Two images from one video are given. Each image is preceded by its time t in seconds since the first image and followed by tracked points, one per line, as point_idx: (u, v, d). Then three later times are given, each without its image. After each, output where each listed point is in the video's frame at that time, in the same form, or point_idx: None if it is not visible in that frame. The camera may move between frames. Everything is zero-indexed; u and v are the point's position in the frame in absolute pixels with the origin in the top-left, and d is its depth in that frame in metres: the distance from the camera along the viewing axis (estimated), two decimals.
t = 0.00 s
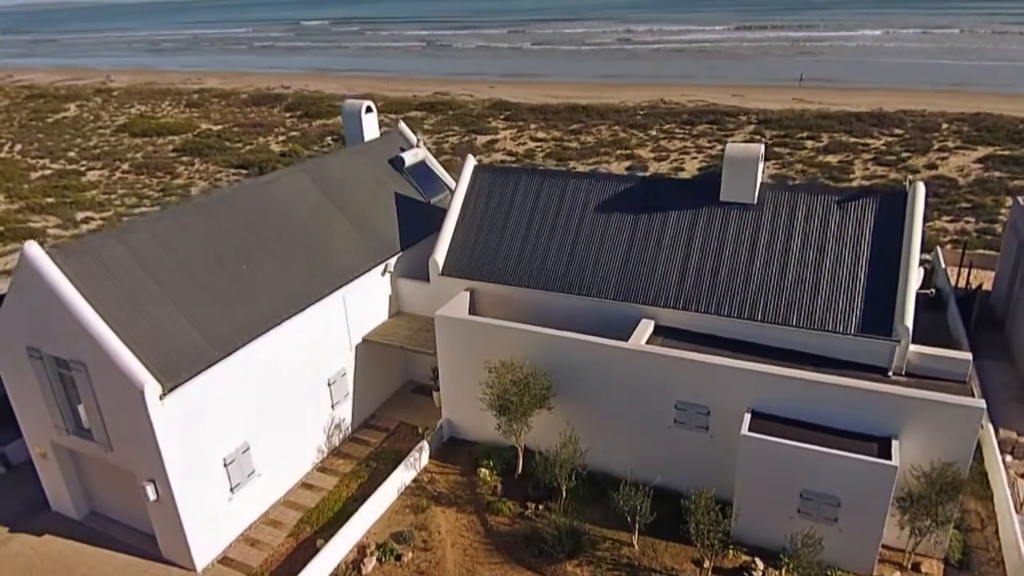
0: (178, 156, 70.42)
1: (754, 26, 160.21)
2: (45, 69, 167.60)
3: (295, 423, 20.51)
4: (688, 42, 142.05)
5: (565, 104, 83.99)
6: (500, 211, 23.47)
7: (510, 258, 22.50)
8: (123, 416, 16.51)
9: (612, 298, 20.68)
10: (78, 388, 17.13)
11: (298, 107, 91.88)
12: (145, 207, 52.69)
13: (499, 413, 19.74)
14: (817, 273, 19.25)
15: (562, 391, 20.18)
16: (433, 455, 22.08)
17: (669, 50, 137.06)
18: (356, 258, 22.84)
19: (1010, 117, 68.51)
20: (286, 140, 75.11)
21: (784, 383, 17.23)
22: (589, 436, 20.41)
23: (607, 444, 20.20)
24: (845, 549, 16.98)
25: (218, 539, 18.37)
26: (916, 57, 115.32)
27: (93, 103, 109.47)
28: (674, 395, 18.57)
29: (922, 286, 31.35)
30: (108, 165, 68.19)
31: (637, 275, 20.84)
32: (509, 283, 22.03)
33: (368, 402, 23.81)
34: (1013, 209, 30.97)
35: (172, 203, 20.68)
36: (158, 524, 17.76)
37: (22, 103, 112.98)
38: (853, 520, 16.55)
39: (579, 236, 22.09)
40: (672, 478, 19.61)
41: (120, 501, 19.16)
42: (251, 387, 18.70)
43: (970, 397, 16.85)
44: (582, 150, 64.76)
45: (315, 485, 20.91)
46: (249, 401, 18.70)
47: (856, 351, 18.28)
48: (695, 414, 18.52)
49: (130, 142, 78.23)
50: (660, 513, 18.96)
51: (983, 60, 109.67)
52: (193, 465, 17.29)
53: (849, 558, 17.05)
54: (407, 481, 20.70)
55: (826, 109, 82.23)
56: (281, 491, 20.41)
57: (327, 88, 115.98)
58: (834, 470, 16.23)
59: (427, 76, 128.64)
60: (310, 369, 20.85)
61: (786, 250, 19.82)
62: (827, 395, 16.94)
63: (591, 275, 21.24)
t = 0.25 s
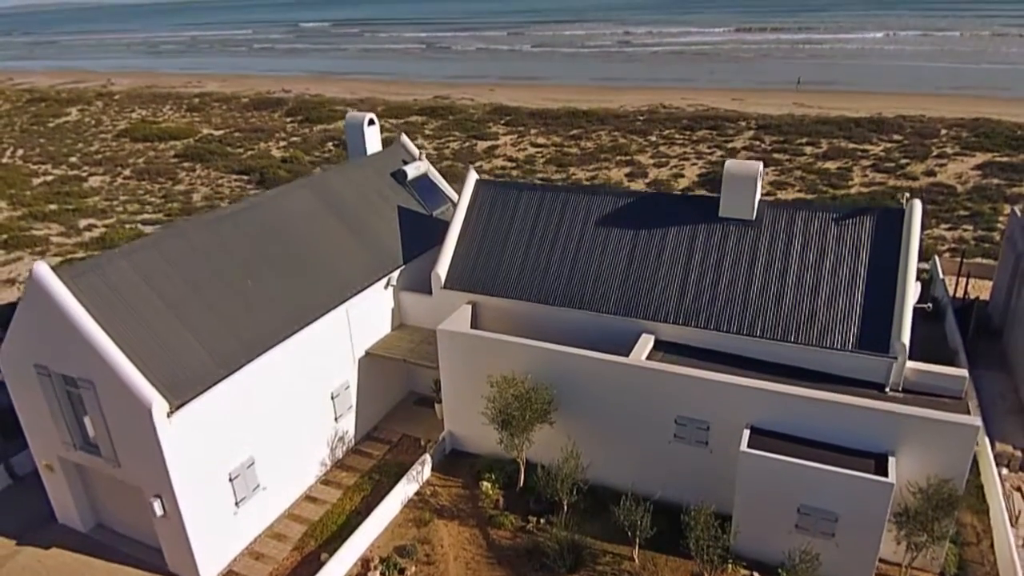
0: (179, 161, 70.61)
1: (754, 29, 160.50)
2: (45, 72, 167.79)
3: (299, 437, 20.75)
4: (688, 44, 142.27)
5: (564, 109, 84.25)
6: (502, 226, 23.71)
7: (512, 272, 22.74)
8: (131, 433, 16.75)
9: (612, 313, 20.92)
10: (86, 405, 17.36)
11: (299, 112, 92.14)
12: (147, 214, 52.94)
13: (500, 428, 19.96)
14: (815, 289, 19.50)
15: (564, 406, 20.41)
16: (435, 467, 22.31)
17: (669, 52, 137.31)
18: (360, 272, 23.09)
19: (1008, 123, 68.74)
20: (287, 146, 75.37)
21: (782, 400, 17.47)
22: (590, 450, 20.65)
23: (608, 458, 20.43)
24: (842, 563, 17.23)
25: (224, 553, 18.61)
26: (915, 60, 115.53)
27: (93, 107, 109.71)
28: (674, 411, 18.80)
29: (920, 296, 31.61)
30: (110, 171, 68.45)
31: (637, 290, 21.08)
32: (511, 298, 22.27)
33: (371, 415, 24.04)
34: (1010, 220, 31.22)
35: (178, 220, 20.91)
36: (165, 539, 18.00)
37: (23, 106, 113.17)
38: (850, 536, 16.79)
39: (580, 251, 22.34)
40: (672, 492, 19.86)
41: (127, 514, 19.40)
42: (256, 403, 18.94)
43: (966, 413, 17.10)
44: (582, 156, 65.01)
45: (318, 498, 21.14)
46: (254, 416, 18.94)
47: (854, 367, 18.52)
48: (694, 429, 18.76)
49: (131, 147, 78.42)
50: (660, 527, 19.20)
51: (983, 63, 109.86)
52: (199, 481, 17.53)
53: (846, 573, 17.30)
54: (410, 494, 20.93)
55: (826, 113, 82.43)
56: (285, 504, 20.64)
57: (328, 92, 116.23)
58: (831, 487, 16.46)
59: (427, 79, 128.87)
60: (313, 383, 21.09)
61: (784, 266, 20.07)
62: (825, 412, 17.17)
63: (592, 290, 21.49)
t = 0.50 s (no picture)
0: (181, 166, 70.89)
1: (754, 31, 160.74)
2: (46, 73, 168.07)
3: (303, 449, 20.99)
4: (688, 46, 142.38)
5: (565, 112, 84.50)
6: (504, 239, 23.95)
7: (514, 285, 22.98)
8: (138, 448, 17.00)
9: (613, 327, 21.17)
10: (94, 420, 17.61)
11: (300, 115, 92.42)
12: (150, 220, 53.24)
13: (502, 441, 20.19)
14: (813, 305, 19.74)
15: (565, 419, 20.65)
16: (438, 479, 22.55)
17: (669, 54, 137.56)
18: (363, 285, 23.32)
19: (1007, 127, 68.90)
20: (289, 150, 75.64)
21: (781, 415, 17.71)
22: (591, 463, 20.90)
23: (609, 471, 20.68)
24: None
25: (230, 566, 18.86)
26: (914, 63, 115.70)
27: (95, 109, 110.02)
28: (674, 425, 19.04)
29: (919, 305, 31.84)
30: (112, 176, 68.77)
31: (638, 304, 21.32)
32: (513, 311, 22.50)
33: (374, 426, 24.29)
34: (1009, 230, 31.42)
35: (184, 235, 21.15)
36: (172, 552, 18.25)
37: (25, 109, 113.49)
38: (848, 550, 17.04)
39: (581, 265, 22.57)
40: (673, 505, 20.11)
41: (134, 527, 19.65)
42: (262, 417, 19.18)
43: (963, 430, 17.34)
44: (583, 161, 65.28)
45: (322, 510, 21.39)
46: (260, 430, 19.18)
47: (852, 382, 18.76)
48: (694, 443, 19.01)
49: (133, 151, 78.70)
50: (661, 540, 19.45)
51: (983, 65, 109.97)
52: (206, 495, 17.77)
53: None
54: (413, 506, 21.17)
55: (826, 117, 82.58)
56: (290, 516, 20.89)
57: (329, 94, 116.46)
58: (829, 502, 16.71)
59: (428, 81, 129.12)
60: (318, 396, 21.33)
61: (783, 281, 20.32)
62: (823, 428, 17.41)
63: (593, 304, 21.73)
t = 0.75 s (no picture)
0: (183, 172, 71.10)
1: (754, 34, 160.94)
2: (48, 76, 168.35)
3: (307, 464, 21.22)
4: (689, 49, 142.41)
5: (566, 118, 84.72)
6: (506, 254, 24.19)
7: (516, 301, 23.21)
8: (146, 466, 17.23)
9: (614, 343, 21.40)
10: (102, 438, 17.83)
11: (302, 120, 92.66)
12: (153, 227, 53.46)
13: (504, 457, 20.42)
14: (812, 322, 19.98)
15: (567, 434, 20.87)
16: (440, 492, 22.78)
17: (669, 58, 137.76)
18: (367, 300, 23.56)
19: (1007, 133, 69.08)
20: (290, 155, 75.87)
21: (780, 433, 17.94)
22: (592, 477, 21.13)
23: (610, 486, 20.91)
24: None
25: None
26: (914, 66, 115.85)
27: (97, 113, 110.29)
28: (674, 441, 19.27)
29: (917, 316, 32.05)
30: (114, 182, 69.01)
31: (639, 320, 21.56)
32: (515, 326, 22.74)
33: (377, 439, 24.53)
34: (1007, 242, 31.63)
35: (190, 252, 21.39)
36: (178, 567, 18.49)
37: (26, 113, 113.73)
38: (845, 567, 17.27)
39: (583, 281, 22.80)
40: (674, 519, 20.36)
41: (140, 541, 19.88)
42: (267, 433, 19.41)
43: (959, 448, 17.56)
44: (583, 167, 65.50)
45: (326, 524, 21.62)
46: (265, 446, 19.41)
47: (850, 399, 19.00)
48: (694, 459, 19.24)
49: (135, 157, 78.95)
50: (661, 555, 19.69)
51: (983, 69, 110.13)
52: (212, 512, 17.99)
53: None
54: (416, 521, 21.40)
55: (826, 122, 82.75)
56: (294, 530, 21.13)
57: (330, 98, 116.69)
58: (827, 520, 16.93)
59: (429, 84, 129.34)
60: (322, 411, 21.56)
61: (783, 298, 20.55)
62: (821, 446, 17.64)
63: (594, 319, 21.97)
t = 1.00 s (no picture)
0: (185, 177, 71.33)
1: (754, 36, 161.13)
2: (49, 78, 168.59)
3: (311, 476, 21.45)
4: (689, 52, 142.60)
5: (567, 122, 84.91)
6: (508, 268, 24.41)
7: (518, 314, 23.43)
8: (153, 482, 17.46)
9: (615, 357, 21.63)
10: (109, 454, 18.06)
11: (303, 125, 92.89)
12: (155, 234, 53.67)
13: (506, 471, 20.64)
14: (810, 338, 20.21)
15: (568, 448, 21.09)
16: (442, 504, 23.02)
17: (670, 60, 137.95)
18: (370, 313, 23.79)
19: (1006, 139, 69.22)
20: (292, 160, 76.13)
21: (778, 449, 18.16)
22: (593, 491, 21.37)
23: (611, 499, 21.14)
24: None
25: None
26: (914, 70, 116.01)
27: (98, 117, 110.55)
28: (674, 456, 19.50)
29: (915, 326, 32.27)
30: (116, 187, 69.28)
31: (639, 335, 21.78)
32: (516, 340, 22.97)
33: (379, 450, 24.76)
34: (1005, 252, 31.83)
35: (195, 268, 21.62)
36: None
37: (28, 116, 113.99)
38: None
39: (584, 295, 23.02)
40: (674, 533, 20.60)
41: (146, 554, 20.11)
42: (271, 448, 19.64)
43: (956, 464, 17.79)
44: (584, 172, 65.72)
45: (330, 536, 21.86)
46: (270, 461, 19.64)
47: (847, 415, 19.22)
48: (694, 474, 19.47)
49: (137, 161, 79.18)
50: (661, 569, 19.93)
51: (983, 72, 110.26)
52: (218, 526, 18.23)
53: None
54: (418, 533, 21.63)
55: (827, 127, 82.90)
56: (298, 543, 21.37)
57: (331, 101, 116.89)
58: (825, 536, 17.16)
59: (430, 87, 129.55)
60: (325, 424, 21.80)
61: (782, 314, 20.78)
62: (819, 462, 17.86)
63: (595, 333, 22.19)
